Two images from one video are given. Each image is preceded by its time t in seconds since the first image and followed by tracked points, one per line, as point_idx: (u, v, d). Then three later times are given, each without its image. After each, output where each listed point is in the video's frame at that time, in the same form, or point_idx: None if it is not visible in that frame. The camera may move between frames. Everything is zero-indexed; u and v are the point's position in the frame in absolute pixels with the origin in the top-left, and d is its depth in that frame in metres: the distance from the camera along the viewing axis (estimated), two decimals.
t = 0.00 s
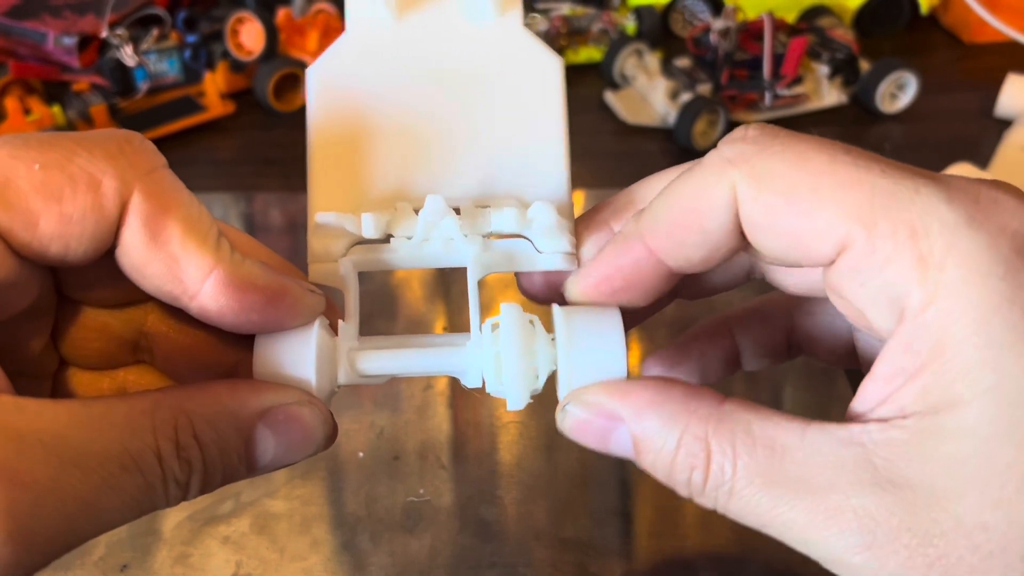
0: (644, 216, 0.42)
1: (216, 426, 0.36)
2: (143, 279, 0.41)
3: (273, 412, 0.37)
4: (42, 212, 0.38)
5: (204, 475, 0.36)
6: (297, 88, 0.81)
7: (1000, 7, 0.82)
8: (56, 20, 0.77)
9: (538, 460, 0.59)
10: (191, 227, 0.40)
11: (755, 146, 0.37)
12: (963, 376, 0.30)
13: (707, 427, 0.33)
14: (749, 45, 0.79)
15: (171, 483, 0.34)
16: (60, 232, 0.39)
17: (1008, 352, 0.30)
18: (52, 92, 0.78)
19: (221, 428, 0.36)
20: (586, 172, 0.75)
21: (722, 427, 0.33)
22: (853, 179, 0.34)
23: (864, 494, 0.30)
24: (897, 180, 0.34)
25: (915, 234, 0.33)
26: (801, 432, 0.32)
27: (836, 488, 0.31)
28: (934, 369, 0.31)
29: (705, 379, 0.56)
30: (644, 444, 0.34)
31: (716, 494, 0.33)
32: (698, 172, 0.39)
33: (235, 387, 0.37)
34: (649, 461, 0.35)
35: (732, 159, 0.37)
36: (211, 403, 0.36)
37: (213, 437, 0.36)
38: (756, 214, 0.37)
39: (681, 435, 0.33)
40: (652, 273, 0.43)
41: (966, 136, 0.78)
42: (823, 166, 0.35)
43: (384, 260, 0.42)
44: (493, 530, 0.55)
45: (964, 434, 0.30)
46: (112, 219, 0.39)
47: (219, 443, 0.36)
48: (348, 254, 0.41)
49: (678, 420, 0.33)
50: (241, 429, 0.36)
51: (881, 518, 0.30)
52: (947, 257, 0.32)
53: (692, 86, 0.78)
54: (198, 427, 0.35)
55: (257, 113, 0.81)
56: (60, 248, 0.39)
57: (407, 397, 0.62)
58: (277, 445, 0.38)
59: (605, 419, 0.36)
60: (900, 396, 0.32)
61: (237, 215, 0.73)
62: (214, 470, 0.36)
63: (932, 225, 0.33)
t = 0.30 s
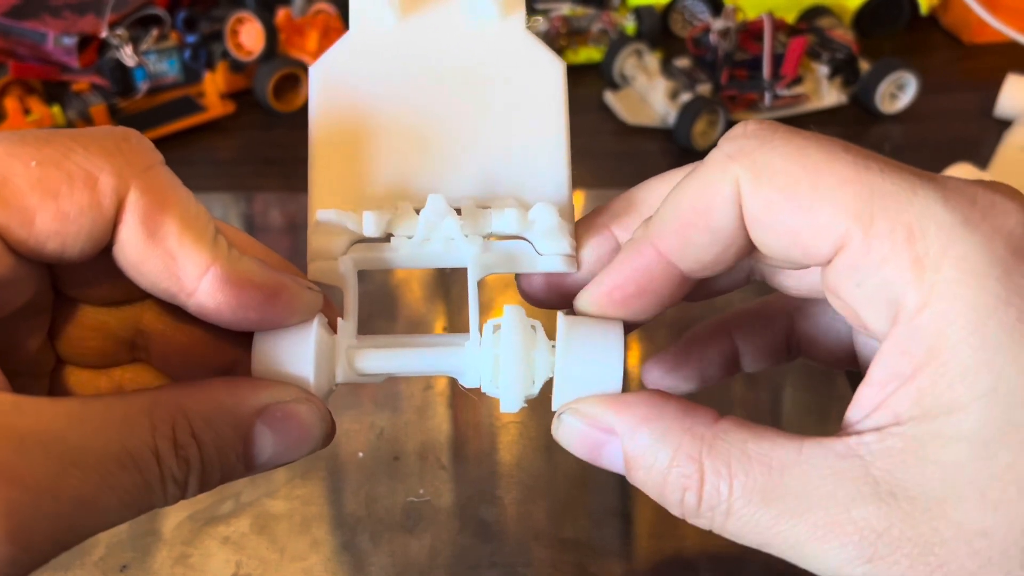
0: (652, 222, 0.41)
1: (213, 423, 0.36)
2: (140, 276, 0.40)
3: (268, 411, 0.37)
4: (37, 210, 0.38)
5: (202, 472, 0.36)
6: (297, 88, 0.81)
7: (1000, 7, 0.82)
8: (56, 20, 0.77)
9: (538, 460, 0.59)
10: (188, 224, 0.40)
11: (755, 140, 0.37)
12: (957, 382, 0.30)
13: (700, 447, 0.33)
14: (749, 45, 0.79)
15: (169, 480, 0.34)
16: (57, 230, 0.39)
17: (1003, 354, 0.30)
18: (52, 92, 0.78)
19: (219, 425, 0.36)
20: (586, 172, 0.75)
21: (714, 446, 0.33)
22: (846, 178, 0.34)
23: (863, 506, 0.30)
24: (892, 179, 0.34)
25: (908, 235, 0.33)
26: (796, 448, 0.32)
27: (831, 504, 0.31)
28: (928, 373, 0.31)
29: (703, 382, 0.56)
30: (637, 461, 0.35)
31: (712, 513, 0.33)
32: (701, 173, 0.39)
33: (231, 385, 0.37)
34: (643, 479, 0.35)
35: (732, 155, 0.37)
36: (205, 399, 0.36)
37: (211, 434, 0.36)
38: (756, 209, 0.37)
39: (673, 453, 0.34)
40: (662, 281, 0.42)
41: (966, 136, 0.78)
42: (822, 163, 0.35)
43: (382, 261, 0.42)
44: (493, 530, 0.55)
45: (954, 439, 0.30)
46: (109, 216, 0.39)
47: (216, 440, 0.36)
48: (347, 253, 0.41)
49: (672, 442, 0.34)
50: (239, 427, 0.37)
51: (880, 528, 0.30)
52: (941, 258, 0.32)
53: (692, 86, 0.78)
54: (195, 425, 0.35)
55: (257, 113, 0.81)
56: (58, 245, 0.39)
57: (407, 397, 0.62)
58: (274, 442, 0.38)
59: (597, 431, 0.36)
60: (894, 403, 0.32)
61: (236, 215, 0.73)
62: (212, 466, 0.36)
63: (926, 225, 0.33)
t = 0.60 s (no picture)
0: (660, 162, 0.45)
1: (225, 428, 0.36)
2: (156, 269, 0.41)
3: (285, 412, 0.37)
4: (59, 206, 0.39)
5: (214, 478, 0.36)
6: (297, 88, 0.81)
7: (1000, 7, 0.82)
8: (55, 19, 0.77)
9: (538, 460, 0.59)
10: (203, 217, 0.41)
11: (773, 112, 0.42)
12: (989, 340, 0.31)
13: (736, 410, 0.31)
14: (749, 44, 0.80)
15: (179, 487, 0.34)
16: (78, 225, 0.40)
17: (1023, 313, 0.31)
18: (52, 91, 0.78)
19: (232, 431, 0.36)
20: (585, 172, 0.75)
21: (748, 416, 0.31)
22: (869, 150, 0.38)
23: (904, 475, 0.30)
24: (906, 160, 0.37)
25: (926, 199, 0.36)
26: (835, 421, 0.31)
27: (875, 473, 0.30)
28: (952, 337, 0.32)
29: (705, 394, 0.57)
30: (663, 433, 0.32)
31: (742, 480, 0.31)
32: (718, 132, 0.43)
33: (244, 389, 0.37)
34: (665, 446, 0.32)
35: (753, 119, 0.42)
36: (217, 403, 0.36)
37: (223, 439, 0.35)
38: (768, 170, 0.42)
39: (705, 417, 0.31)
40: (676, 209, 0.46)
41: (966, 135, 0.78)
42: (835, 139, 0.39)
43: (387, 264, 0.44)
44: (494, 530, 0.55)
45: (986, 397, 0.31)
46: (128, 207, 0.40)
47: (229, 445, 0.36)
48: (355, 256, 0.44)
49: (709, 410, 0.31)
50: (251, 432, 0.36)
51: (927, 497, 0.29)
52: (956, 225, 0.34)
53: (692, 85, 0.78)
54: (206, 430, 0.35)
55: (257, 112, 0.81)
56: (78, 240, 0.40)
57: (407, 397, 0.62)
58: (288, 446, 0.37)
59: (623, 394, 0.33)
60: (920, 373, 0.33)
61: (237, 215, 0.73)
62: (224, 472, 0.36)
63: (939, 197, 0.35)
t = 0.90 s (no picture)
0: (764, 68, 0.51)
1: (198, 400, 0.37)
2: (168, 232, 0.41)
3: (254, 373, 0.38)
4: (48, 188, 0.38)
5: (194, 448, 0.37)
6: (297, 86, 0.82)
7: (999, 6, 0.83)
8: (55, 18, 0.77)
9: (539, 460, 0.58)
10: (209, 182, 0.41)
11: (846, 50, 0.50)
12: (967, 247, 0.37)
13: (739, 298, 0.34)
14: (748, 43, 0.80)
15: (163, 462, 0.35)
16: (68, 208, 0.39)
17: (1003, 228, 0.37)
18: (51, 89, 0.78)
19: (205, 400, 0.37)
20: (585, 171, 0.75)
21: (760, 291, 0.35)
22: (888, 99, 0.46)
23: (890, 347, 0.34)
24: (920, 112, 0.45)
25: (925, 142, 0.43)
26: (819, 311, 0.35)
27: (859, 352, 0.34)
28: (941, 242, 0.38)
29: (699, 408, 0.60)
30: (677, 301, 0.35)
31: (735, 349, 0.35)
32: (800, 56, 0.50)
33: (211, 356, 0.38)
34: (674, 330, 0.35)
35: (832, 49, 0.50)
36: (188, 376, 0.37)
37: (197, 409, 0.36)
38: (823, 92, 0.49)
39: (708, 299, 0.35)
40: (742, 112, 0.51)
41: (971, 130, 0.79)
42: (875, 77, 0.48)
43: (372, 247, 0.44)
44: (494, 529, 0.55)
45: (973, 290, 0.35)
46: (126, 188, 0.39)
47: (201, 417, 0.37)
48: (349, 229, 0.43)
49: (718, 282, 0.35)
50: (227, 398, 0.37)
51: (911, 371, 0.33)
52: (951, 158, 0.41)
53: (692, 84, 0.78)
54: (179, 404, 0.36)
55: (257, 113, 0.81)
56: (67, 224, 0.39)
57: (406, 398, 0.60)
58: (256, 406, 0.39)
59: (642, 269, 0.36)
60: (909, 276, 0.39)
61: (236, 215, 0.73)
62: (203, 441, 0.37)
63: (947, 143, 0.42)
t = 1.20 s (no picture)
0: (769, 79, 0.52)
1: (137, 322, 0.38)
2: (176, 195, 0.40)
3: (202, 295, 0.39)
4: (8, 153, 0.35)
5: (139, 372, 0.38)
6: (297, 87, 0.82)
7: (999, 7, 0.83)
8: (55, 18, 0.78)
9: (539, 459, 0.59)
10: (201, 133, 0.39)
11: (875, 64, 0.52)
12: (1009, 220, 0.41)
13: (778, 282, 0.38)
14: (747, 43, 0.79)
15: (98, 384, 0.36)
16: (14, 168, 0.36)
17: None
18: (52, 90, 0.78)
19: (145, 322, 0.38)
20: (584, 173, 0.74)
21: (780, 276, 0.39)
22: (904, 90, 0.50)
23: (927, 325, 0.37)
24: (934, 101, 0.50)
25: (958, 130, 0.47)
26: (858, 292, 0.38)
27: (897, 325, 0.37)
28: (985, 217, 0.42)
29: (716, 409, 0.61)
30: (717, 298, 0.38)
31: (782, 333, 0.38)
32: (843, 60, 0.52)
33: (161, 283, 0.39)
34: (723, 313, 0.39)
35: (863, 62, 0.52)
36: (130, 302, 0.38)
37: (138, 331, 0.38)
38: (856, 95, 0.51)
39: (752, 285, 0.38)
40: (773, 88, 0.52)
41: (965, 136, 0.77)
42: (889, 85, 0.51)
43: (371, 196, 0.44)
44: (493, 528, 0.55)
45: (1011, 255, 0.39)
46: (107, 152, 0.37)
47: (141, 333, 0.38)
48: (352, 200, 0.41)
49: (749, 273, 0.39)
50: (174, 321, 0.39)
51: (947, 343, 0.36)
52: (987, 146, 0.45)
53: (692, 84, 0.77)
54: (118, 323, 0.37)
55: (255, 113, 0.81)
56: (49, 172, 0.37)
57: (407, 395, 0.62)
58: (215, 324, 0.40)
59: (676, 275, 0.40)
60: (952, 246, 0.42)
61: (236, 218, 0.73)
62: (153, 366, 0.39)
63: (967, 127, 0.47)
